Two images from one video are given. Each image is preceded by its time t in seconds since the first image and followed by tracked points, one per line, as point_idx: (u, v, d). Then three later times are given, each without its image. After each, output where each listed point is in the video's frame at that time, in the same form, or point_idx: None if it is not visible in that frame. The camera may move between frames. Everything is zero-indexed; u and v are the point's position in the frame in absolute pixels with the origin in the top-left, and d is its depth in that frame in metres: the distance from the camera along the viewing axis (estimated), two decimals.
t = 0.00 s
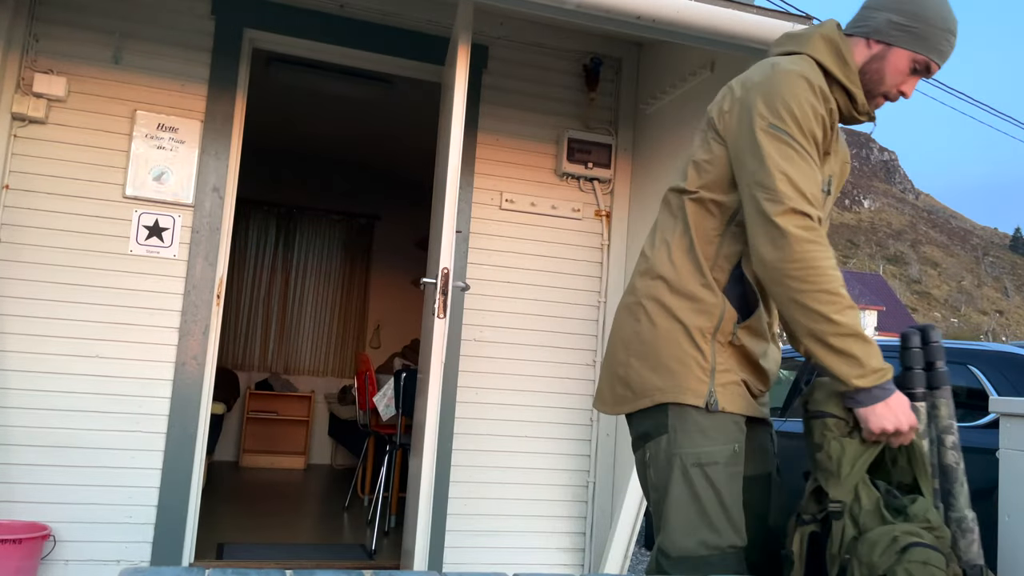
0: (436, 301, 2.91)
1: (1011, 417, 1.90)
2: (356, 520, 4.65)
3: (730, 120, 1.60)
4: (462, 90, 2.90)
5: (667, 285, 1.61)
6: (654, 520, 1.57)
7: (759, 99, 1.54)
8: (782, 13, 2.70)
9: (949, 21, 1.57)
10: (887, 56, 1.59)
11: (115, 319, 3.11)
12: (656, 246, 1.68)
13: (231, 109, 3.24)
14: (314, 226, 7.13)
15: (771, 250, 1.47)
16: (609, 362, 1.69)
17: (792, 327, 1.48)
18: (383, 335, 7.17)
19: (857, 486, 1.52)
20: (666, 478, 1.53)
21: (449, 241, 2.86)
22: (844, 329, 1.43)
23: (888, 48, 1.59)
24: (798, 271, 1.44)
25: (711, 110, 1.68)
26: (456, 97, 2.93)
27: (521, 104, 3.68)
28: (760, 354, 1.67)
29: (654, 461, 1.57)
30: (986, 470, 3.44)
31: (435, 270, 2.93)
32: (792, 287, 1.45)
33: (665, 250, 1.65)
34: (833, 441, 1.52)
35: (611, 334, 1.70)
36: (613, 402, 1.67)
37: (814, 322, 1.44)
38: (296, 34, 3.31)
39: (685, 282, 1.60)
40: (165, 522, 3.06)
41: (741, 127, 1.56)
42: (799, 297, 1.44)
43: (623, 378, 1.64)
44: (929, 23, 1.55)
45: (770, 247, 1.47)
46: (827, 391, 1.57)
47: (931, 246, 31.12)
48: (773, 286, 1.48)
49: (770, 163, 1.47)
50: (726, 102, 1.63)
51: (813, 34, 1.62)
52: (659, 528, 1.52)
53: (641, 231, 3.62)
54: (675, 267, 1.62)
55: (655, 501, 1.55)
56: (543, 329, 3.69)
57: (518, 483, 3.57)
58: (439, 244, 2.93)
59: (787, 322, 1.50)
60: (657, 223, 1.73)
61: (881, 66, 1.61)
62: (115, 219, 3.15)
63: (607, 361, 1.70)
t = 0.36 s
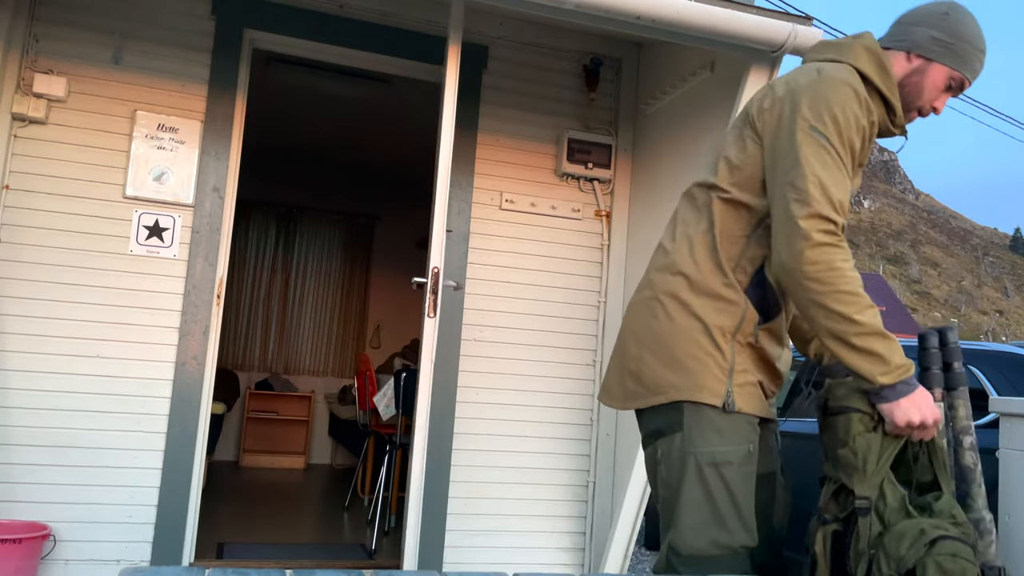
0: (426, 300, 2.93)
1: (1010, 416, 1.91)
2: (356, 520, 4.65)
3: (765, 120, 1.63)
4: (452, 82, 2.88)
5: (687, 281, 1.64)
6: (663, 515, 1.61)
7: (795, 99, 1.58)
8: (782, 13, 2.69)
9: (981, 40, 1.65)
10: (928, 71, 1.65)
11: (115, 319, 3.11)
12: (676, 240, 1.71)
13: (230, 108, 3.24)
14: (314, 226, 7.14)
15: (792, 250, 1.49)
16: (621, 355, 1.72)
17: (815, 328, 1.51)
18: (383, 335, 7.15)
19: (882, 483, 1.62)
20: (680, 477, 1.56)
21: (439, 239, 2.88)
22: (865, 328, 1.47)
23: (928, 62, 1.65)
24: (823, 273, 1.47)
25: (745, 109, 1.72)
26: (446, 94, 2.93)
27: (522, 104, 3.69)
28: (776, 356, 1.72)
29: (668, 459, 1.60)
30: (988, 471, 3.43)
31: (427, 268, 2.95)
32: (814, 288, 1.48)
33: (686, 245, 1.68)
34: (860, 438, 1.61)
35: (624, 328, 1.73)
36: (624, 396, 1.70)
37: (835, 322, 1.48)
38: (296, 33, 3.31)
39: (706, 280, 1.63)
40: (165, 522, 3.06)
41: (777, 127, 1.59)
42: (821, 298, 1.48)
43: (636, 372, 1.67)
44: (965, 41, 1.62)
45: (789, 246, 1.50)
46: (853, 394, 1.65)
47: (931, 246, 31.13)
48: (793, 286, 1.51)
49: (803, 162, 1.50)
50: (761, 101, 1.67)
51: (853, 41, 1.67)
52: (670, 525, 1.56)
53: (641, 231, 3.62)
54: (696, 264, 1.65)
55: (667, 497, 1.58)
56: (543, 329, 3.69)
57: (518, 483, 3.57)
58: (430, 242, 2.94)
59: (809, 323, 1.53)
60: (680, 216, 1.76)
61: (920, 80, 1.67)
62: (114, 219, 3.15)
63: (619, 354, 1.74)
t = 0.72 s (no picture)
0: (415, 299, 2.92)
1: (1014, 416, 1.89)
2: (356, 520, 4.65)
3: (782, 121, 1.64)
4: (447, 77, 2.77)
5: (689, 275, 1.63)
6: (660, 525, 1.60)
7: (821, 100, 1.57)
8: (782, 13, 2.68)
9: (988, 51, 1.64)
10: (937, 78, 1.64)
11: (115, 319, 3.11)
12: (683, 236, 1.69)
13: (231, 109, 3.24)
14: (314, 226, 7.15)
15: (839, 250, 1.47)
16: (618, 350, 1.71)
17: (854, 332, 1.46)
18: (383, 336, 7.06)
19: (903, 502, 1.59)
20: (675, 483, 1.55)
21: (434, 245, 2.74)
22: (909, 338, 1.42)
23: (938, 71, 1.63)
24: (864, 274, 1.44)
25: (754, 115, 1.75)
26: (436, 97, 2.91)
27: (522, 104, 3.69)
28: (776, 357, 1.71)
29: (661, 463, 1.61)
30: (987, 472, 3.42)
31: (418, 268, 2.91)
32: (856, 290, 1.45)
33: (692, 240, 1.67)
34: (879, 456, 1.60)
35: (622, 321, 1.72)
36: (619, 390, 1.69)
37: (877, 328, 1.44)
38: (296, 33, 3.31)
39: (714, 275, 1.62)
40: (165, 522, 3.06)
41: (800, 128, 1.59)
42: (864, 300, 1.44)
43: (633, 367, 1.66)
44: (975, 50, 1.61)
45: (838, 247, 1.47)
46: (865, 412, 1.67)
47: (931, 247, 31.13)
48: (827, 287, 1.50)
49: (838, 162, 1.49)
50: (776, 103, 1.68)
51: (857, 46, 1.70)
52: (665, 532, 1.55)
53: (641, 231, 3.62)
54: (700, 259, 1.64)
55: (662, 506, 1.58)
56: (543, 328, 3.69)
57: (518, 483, 3.57)
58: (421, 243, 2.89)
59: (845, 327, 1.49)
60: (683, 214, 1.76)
61: (931, 88, 1.66)
62: (115, 219, 3.15)
63: (616, 348, 1.73)
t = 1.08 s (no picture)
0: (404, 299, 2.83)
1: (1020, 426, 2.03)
2: (356, 520, 4.65)
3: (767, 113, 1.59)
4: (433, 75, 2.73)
5: (688, 278, 1.57)
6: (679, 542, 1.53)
7: (811, 92, 1.53)
8: (781, 13, 2.68)
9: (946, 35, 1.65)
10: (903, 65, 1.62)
11: (115, 319, 3.11)
12: (676, 238, 1.63)
13: (231, 109, 3.24)
14: (314, 226, 7.15)
15: (840, 246, 1.45)
16: (621, 359, 1.63)
17: (849, 331, 1.45)
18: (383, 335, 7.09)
19: (902, 505, 1.65)
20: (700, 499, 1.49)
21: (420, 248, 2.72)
22: (905, 335, 1.41)
23: (906, 57, 1.61)
24: (862, 271, 1.43)
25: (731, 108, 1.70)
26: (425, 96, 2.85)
27: (522, 104, 3.69)
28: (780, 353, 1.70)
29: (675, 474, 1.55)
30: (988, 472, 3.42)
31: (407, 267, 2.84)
32: (857, 287, 1.43)
33: (688, 241, 1.60)
34: (874, 459, 1.68)
35: (622, 330, 1.64)
36: (626, 402, 1.61)
37: (874, 324, 1.42)
38: (296, 33, 3.31)
39: (715, 276, 1.56)
40: (165, 522, 3.06)
41: (789, 121, 1.55)
42: (861, 296, 1.43)
43: (640, 378, 1.59)
44: (938, 36, 1.61)
45: (838, 243, 1.45)
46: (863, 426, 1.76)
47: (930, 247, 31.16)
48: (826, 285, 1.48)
49: (829, 156, 1.47)
50: (755, 95, 1.63)
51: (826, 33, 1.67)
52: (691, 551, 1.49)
53: (641, 231, 3.62)
54: (699, 261, 1.57)
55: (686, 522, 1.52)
56: (543, 328, 3.69)
57: (518, 484, 3.57)
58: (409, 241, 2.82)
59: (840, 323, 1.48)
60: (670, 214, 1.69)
61: (898, 74, 1.63)
62: (115, 220, 3.15)
63: (618, 359, 1.64)
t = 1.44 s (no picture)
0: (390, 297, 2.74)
1: None
2: (357, 521, 4.65)
3: (756, 98, 1.38)
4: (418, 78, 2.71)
5: (675, 283, 1.38)
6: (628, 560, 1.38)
7: (804, 81, 1.36)
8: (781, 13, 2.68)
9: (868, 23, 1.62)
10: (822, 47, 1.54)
11: (116, 319, 3.11)
12: (657, 236, 1.40)
13: (231, 109, 3.24)
14: (314, 226, 7.22)
15: (848, 251, 1.31)
16: (595, 371, 1.42)
17: (840, 338, 1.31)
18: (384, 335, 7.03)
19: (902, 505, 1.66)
20: (666, 517, 1.34)
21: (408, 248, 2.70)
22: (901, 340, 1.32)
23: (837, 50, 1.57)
24: (868, 278, 1.30)
25: (697, 81, 1.46)
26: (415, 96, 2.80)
27: (522, 104, 3.69)
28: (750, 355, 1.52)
29: (639, 486, 1.38)
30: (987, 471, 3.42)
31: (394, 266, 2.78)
32: (864, 296, 1.30)
33: (674, 242, 1.39)
34: (875, 460, 1.70)
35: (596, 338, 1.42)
36: (600, 417, 1.40)
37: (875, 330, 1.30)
38: (296, 33, 3.31)
39: (704, 283, 1.39)
40: (165, 522, 3.06)
41: (784, 110, 1.36)
42: (866, 303, 1.30)
43: (619, 392, 1.38)
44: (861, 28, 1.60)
45: (842, 247, 1.31)
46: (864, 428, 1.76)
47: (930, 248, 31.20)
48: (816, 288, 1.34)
49: (831, 155, 1.31)
50: (735, 73, 1.41)
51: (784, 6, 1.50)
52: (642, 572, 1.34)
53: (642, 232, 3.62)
54: (686, 265, 1.38)
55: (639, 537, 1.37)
56: (543, 328, 3.69)
57: (518, 484, 3.57)
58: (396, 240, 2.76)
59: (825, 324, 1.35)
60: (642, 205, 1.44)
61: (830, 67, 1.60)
62: (115, 220, 3.14)
63: (592, 371, 1.42)
